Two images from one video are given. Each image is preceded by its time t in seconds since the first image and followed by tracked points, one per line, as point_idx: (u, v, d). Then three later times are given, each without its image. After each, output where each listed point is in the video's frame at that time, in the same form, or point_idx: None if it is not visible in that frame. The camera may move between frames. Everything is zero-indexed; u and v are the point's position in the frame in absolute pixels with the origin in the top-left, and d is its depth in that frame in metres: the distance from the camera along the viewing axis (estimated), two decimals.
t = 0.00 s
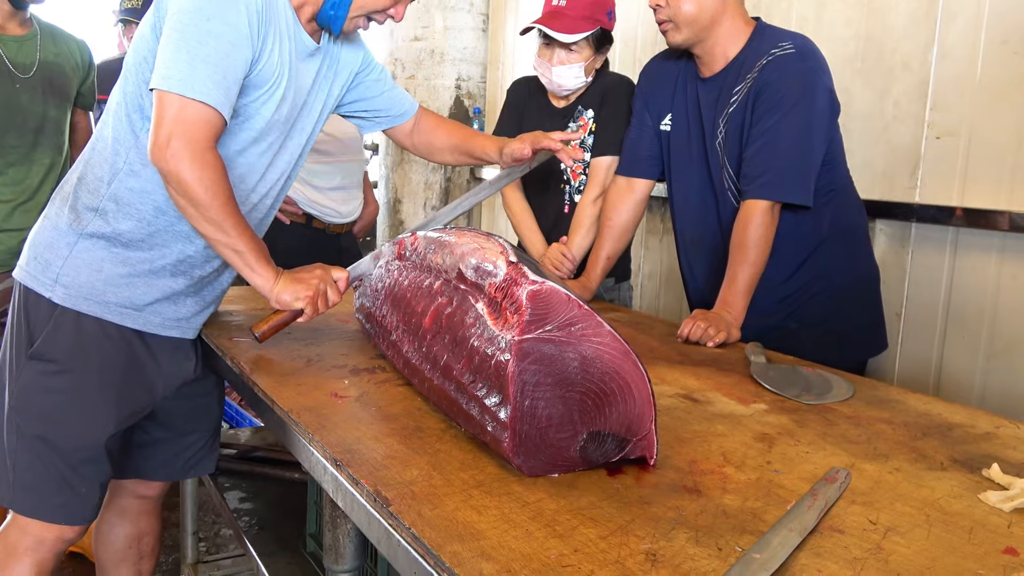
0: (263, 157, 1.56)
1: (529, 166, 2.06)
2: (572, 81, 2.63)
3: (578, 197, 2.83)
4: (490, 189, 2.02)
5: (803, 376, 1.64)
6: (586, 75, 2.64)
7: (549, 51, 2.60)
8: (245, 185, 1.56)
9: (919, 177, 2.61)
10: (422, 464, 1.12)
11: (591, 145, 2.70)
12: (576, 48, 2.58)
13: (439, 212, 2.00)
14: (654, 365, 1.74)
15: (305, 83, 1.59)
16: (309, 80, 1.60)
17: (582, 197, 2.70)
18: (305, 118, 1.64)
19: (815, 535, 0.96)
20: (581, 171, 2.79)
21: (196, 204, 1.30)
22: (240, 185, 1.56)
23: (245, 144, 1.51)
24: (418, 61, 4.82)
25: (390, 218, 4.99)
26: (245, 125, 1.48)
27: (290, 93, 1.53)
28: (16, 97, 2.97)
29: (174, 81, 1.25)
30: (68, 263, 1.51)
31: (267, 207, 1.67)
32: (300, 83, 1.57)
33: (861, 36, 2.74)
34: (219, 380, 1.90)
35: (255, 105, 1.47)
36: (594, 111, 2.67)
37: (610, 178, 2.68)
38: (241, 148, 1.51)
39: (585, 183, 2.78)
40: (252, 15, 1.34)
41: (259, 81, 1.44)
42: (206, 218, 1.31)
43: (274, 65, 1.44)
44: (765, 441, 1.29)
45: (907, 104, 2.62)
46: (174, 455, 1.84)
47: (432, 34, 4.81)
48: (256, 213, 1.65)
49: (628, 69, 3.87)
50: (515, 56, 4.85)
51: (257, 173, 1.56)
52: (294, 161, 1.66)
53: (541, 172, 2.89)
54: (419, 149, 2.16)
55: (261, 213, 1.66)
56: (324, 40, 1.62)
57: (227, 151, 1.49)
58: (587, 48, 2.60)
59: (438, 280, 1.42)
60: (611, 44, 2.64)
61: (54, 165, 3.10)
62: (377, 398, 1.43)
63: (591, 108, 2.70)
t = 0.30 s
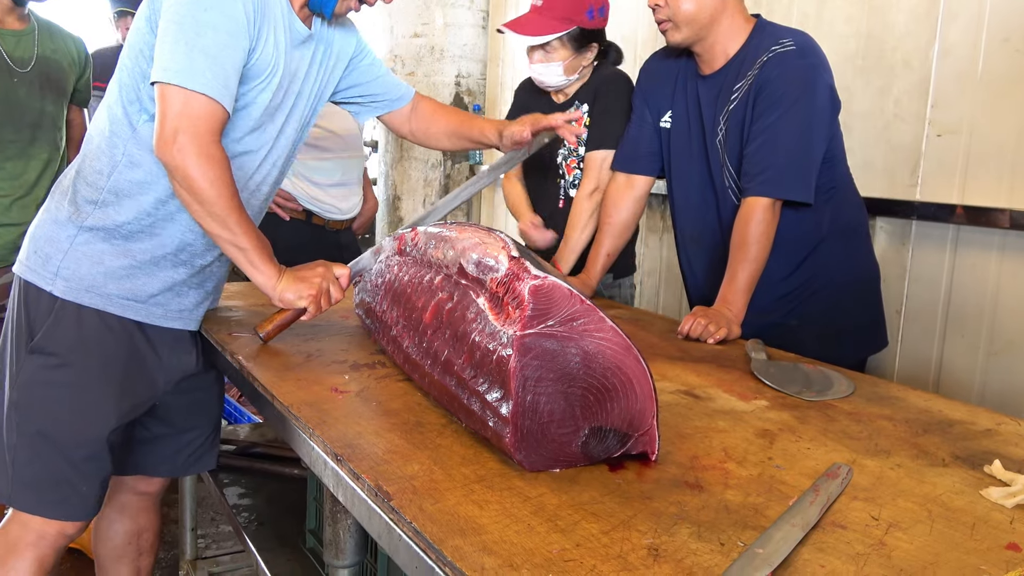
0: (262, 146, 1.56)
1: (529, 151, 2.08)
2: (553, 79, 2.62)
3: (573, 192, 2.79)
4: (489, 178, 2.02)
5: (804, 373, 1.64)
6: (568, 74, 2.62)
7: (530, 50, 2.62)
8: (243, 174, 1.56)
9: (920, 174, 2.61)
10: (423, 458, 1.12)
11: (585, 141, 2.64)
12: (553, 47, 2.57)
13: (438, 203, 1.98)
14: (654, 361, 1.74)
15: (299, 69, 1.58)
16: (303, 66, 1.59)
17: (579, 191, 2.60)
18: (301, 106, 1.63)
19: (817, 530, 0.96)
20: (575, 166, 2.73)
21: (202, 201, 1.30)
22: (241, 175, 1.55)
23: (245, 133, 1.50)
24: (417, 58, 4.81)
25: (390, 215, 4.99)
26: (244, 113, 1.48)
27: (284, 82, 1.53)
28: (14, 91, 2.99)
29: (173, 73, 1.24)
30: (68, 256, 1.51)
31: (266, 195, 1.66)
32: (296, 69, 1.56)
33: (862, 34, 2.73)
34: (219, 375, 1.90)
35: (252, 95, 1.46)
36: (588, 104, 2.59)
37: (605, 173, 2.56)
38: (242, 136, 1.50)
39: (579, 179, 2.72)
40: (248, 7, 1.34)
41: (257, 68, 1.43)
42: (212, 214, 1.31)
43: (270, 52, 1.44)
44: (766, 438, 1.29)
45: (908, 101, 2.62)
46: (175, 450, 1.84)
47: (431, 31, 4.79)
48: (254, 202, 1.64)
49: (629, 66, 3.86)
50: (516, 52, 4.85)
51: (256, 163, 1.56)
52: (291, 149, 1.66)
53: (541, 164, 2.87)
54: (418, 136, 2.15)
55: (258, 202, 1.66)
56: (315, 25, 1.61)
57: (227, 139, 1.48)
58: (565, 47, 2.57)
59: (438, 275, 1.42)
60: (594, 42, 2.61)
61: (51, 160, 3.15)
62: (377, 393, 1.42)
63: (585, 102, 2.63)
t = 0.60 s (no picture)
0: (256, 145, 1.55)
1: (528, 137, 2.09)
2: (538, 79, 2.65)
3: (563, 185, 2.75)
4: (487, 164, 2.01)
5: (803, 370, 1.64)
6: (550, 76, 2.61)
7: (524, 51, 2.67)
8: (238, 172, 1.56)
9: (919, 172, 2.61)
10: (422, 454, 1.12)
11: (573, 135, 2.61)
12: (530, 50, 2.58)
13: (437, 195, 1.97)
14: (653, 358, 1.74)
15: (297, 68, 1.57)
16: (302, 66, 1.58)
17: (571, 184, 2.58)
18: (299, 106, 1.63)
19: (816, 526, 0.96)
20: (563, 159, 2.69)
21: (201, 204, 1.30)
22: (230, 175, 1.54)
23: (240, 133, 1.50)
24: (415, 55, 4.84)
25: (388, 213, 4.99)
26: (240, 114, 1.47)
27: (278, 85, 1.51)
28: (13, 88, 3.02)
29: (163, 77, 1.23)
30: (63, 254, 1.50)
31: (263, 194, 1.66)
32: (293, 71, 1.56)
33: (861, 31, 2.73)
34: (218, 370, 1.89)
35: (244, 99, 1.45)
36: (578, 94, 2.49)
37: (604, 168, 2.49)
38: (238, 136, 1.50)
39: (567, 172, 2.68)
40: (240, 11, 1.32)
41: (252, 69, 1.42)
42: (211, 215, 1.31)
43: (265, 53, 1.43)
44: (765, 434, 1.29)
45: (906, 98, 2.62)
46: (174, 446, 1.84)
47: (430, 28, 4.78)
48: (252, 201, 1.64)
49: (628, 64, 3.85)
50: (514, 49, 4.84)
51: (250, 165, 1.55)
52: (288, 149, 1.65)
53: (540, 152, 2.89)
54: (418, 129, 2.15)
55: (256, 201, 1.66)
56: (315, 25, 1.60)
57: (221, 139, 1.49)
58: (539, 48, 2.55)
59: (438, 271, 1.42)
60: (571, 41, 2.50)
61: (49, 158, 3.18)
62: (376, 389, 1.42)
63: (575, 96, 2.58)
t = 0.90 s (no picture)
0: (259, 145, 1.54)
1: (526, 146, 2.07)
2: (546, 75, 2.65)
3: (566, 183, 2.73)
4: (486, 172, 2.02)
5: (802, 367, 1.64)
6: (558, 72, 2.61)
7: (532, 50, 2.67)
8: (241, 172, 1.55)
9: (917, 169, 2.61)
10: (422, 451, 1.11)
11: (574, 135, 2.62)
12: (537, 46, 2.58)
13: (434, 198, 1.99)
14: (652, 355, 1.74)
15: (299, 67, 1.57)
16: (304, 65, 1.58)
17: (572, 182, 2.58)
18: (301, 105, 1.62)
19: (816, 522, 0.96)
20: (565, 157, 2.69)
21: (197, 200, 1.30)
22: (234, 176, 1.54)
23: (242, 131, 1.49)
24: (413, 52, 4.78)
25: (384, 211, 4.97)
26: (242, 112, 1.46)
27: (283, 82, 1.51)
28: (11, 85, 3.03)
29: (168, 74, 1.22)
30: (62, 254, 1.50)
31: (264, 195, 1.66)
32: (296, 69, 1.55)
33: (859, 29, 2.73)
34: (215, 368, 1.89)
35: (249, 95, 1.45)
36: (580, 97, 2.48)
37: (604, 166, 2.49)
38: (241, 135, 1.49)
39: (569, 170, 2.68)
40: (246, 8, 1.32)
41: (255, 66, 1.42)
42: (207, 213, 1.31)
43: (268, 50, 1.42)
44: (764, 431, 1.29)
45: (904, 96, 2.62)
46: (171, 444, 1.83)
47: (427, 25, 4.76)
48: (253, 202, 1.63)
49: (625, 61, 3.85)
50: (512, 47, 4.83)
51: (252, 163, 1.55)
52: (289, 149, 1.64)
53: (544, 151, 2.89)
54: (414, 128, 2.15)
55: (257, 203, 1.65)
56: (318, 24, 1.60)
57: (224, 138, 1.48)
58: (545, 44, 2.55)
59: (437, 267, 1.41)
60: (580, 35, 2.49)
61: (46, 155, 3.18)
62: (375, 386, 1.42)
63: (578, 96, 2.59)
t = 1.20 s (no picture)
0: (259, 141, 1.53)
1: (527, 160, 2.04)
2: (552, 71, 2.61)
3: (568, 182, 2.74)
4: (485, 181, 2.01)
5: (800, 364, 1.64)
6: (565, 67, 2.57)
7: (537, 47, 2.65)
8: (240, 169, 1.53)
9: (914, 166, 2.62)
10: (422, 448, 1.11)
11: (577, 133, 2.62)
12: (544, 41, 2.55)
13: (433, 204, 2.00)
14: (651, 352, 1.74)
15: (298, 62, 1.56)
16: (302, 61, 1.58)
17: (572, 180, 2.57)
18: (300, 102, 1.62)
19: (818, 518, 0.96)
20: (568, 155, 2.69)
21: (190, 190, 1.28)
22: (234, 171, 1.53)
23: (240, 125, 1.48)
24: (410, 49, 4.77)
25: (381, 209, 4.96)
26: (241, 106, 1.46)
27: (283, 75, 1.50)
28: (10, 82, 3.03)
29: (167, 61, 1.22)
30: (61, 249, 1.49)
31: (264, 194, 1.65)
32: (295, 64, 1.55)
33: (857, 26, 2.73)
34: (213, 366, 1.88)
35: (249, 88, 1.44)
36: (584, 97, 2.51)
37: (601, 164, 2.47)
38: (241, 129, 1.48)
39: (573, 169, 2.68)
40: None
41: (254, 58, 1.41)
42: (201, 205, 1.30)
43: (268, 43, 1.42)
44: (764, 427, 1.29)
45: (902, 93, 2.62)
46: (170, 441, 1.82)
47: (424, 23, 4.75)
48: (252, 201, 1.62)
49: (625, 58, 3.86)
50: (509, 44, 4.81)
51: (252, 159, 1.54)
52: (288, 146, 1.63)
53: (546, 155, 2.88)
54: (414, 135, 2.14)
55: (257, 202, 1.63)
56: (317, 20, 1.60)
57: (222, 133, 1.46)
58: (554, 39, 2.52)
59: (437, 264, 1.41)
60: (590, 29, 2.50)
61: (45, 153, 3.16)
62: (374, 383, 1.41)
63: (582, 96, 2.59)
